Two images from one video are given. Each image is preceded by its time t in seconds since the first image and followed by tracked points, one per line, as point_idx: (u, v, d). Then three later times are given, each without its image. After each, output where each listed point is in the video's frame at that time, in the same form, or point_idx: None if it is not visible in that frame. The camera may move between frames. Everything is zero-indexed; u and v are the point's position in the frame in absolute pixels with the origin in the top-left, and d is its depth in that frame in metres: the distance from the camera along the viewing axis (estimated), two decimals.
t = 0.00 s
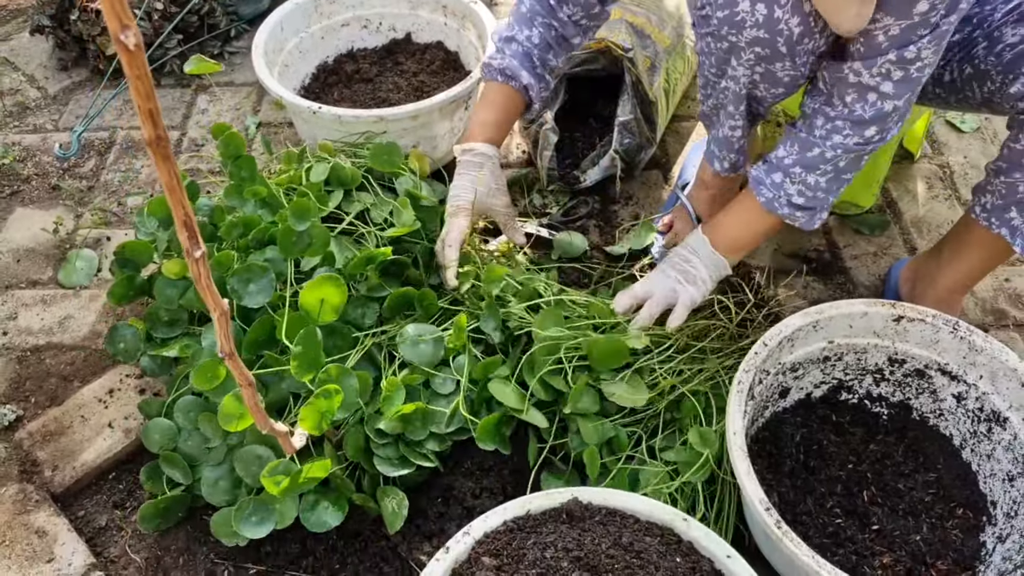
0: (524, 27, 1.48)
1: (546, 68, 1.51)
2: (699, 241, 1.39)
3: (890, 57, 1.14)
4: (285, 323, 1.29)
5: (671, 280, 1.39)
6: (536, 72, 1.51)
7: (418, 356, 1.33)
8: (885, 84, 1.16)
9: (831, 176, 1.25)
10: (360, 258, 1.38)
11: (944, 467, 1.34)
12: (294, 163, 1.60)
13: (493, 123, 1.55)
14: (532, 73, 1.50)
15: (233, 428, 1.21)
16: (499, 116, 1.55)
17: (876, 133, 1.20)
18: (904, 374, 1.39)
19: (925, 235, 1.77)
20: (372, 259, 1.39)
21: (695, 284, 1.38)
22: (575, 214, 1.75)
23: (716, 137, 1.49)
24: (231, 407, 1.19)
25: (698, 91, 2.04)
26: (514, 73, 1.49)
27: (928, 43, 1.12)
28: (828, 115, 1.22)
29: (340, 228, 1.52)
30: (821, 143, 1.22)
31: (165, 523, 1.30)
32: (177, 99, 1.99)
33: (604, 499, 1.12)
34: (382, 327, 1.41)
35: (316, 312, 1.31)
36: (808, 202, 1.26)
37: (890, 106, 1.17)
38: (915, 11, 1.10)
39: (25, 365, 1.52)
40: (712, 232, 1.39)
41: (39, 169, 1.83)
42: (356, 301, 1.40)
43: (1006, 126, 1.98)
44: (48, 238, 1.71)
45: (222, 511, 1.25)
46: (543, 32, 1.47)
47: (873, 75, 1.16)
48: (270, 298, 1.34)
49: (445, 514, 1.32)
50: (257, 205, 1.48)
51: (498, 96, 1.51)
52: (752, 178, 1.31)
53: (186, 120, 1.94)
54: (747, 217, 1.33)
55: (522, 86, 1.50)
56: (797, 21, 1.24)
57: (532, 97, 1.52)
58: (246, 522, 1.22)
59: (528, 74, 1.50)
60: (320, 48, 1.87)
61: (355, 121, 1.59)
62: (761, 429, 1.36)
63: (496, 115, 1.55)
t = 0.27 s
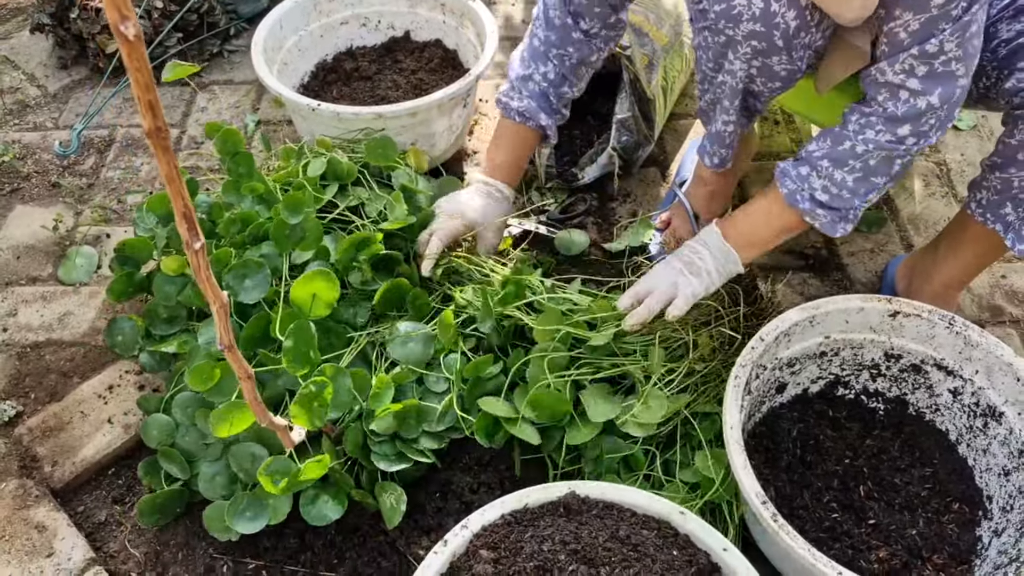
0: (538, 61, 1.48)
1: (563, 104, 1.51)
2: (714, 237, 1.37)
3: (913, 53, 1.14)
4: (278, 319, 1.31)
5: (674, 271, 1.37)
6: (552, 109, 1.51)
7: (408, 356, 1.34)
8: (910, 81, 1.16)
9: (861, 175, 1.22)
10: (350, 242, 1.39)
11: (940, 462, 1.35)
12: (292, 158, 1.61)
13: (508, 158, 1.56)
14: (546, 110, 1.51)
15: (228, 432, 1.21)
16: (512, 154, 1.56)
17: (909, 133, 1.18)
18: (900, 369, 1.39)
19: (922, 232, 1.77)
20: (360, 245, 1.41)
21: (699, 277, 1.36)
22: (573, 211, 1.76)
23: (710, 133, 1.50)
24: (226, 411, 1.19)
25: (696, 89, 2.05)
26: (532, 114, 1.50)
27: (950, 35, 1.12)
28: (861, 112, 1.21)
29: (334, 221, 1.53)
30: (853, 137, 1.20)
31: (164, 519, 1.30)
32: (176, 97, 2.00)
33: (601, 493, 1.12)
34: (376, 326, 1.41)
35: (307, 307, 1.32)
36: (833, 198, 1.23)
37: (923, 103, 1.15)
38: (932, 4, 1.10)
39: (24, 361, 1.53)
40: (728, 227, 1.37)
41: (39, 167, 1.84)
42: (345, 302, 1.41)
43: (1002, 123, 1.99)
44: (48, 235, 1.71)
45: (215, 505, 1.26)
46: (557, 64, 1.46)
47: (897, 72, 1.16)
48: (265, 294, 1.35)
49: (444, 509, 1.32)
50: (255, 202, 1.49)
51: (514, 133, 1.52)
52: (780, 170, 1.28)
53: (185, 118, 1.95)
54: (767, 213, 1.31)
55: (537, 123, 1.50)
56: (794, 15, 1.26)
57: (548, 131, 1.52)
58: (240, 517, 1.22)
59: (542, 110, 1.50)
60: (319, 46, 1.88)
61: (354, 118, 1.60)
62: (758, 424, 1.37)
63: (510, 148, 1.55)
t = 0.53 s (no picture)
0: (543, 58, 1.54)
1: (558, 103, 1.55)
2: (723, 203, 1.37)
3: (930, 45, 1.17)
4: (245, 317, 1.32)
5: (684, 241, 1.35)
6: (548, 107, 1.55)
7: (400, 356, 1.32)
8: (927, 73, 1.18)
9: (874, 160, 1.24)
10: (328, 220, 1.38)
11: (940, 458, 1.36)
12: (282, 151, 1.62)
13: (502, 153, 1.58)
14: (543, 107, 1.55)
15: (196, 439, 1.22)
16: (503, 148, 1.58)
17: (926, 123, 1.20)
18: (900, 366, 1.40)
19: (922, 230, 1.78)
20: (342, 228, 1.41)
21: (709, 245, 1.35)
22: (574, 209, 1.77)
23: (712, 133, 1.51)
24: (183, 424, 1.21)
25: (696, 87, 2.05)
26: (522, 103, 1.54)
27: (965, 27, 1.14)
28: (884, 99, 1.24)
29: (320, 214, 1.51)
30: (872, 121, 1.23)
31: (158, 519, 1.31)
32: (178, 96, 2.00)
33: (603, 488, 1.13)
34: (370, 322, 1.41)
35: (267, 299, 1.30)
36: (843, 175, 1.25)
37: (940, 95, 1.17)
38: None
39: (27, 359, 1.53)
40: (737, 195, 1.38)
41: (42, 166, 1.85)
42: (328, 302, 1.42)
43: (1002, 122, 2.00)
44: (51, 233, 1.72)
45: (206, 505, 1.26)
46: (557, 61, 1.51)
47: (914, 64, 1.19)
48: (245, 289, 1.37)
49: (446, 505, 1.33)
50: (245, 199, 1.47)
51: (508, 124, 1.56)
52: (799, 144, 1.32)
53: (187, 117, 1.96)
54: (779, 183, 1.32)
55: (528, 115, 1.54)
56: (797, 18, 1.27)
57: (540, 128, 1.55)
58: (230, 517, 1.23)
59: (537, 104, 1.54)
60: (321, 45, 1.88)
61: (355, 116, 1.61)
62: (758, 420, 1.37)
63: (505, 145, 1.58)
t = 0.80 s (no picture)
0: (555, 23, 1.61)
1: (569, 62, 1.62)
2: (743, 205, 1.41)
3: (946, 39, 1.25)
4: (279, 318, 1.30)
5: (722, 257, 1.40)
6: (559, 65, 1.62)
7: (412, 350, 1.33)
8: (943, 63, 1.26)
9: (899, 148, 1.30)
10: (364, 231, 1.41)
11: (936, 456, 1.36)
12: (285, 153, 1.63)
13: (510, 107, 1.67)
14: (555, 64, 1.62)
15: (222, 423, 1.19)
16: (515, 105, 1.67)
17: (949, 106, 1.27)
18: (896, 364, 1.40)
19: (918, 229, 1.79)
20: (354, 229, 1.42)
21: (746, 255, 1.39)
22: (572, 209, 1.77)
23: (711, 134, 1.52)
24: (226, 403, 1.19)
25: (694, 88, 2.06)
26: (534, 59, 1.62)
27: (978, 19, 1.23)
28: (900, 86, 1.30)
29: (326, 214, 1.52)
30: (895, 110, 1.29)
31: (165, 514, 1.31)
32: (177, 97, 2.01)
33: (600, 486, 1.13)
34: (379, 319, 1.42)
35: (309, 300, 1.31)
36: (873, 168, 1.31)
37: (962, 79, 1.26)
38: None
39: (27, 359, 1.54)
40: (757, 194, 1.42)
41: (41, 166, 1.85)
42: (347, 292, 1.40)
43: (998, 122, 2.01)
44: (50, 234, 1.72)
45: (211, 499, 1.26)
46: (573, 23, 1.58)
47: (930, 57, 1.26)
48: (263, 290, 1.36)
49: (445, 503, 1.33)
50: (251, 198, 1.49)
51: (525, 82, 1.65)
52: (816, 142, 1.35)
53: (186, 118, 1.96)
54: (805, 182, 1.37)
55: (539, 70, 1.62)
56: (797, 19, 1.29)
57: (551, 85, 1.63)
58: (234, 507, 1.23)
59: (549, 62, 1.61)
60: (320, 46, 1.89)
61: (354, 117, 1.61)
62: (755, 419, 1.38)
63: (517, 101, 1.67)
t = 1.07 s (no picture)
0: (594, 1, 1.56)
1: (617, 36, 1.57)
2: (780, 213, 1.40)
3: (958, 25, 1.26)
4: (274, 322, 1.29)
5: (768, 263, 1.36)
6: (609, 41, 1.57)
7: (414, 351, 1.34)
8: (958, 48, 1.27)
9: (922, 135, 1.31)
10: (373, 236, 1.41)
11: (933, 455, 1.36)
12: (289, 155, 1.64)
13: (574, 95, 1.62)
14: (603, 42, 1.57)
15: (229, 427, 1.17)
16: (574, 92, 1.62)
17: (964, 87, 1.29)
18: (893, 364, 1.41)
19: (915, 230, 1.79)
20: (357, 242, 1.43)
21: (793, 259, 1.36)
22: (570, 210, 1.78)
23: (706, 133, 1.51)
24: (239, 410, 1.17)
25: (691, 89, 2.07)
26: (583, 44, 1.57)
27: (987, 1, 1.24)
28: (913, 75, 1.31)
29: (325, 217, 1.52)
30: (915, 99, 1.30)
31: (165, 515, 1.31)
32: (175, 99, 2.01)
33: (597, 486, 1.13)
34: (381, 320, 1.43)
35: (304, 305, 1.30)
36: (903, 157, 1.32)
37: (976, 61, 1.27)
38: None
39: (26, 361, 1.54)
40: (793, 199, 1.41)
41: (40, 168, 1.85)
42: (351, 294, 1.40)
43: (994, 122, 2.01)
44: (49, 236, 1.73)
45: (213, 502, 1.26)
46: None
47: (943, 44, 1.27)
48: (263, 292, 1.36)
49: (443, 504, 1.34)
50: (251, 200, 1.50)
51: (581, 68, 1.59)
52: (840, 141, 1.34)
53: (184, 120, 1.97)
54: (834, 177, 1.37)
55: (592, 53, 1.57)
56: (793, 15, 1.30)
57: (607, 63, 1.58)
58: (237, 511, 1.23)
59: (598, 41, 1.56)
60: (318, 48, 1.89)
61: (352, 118, 1.62)
62: (752, 419, 1.38)
63: (577, 91, 1.62)
